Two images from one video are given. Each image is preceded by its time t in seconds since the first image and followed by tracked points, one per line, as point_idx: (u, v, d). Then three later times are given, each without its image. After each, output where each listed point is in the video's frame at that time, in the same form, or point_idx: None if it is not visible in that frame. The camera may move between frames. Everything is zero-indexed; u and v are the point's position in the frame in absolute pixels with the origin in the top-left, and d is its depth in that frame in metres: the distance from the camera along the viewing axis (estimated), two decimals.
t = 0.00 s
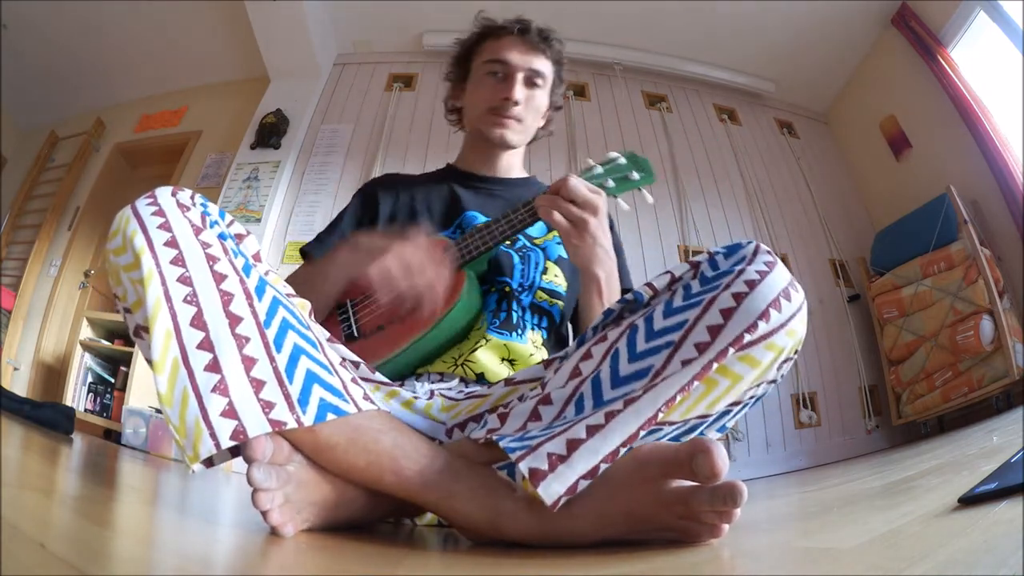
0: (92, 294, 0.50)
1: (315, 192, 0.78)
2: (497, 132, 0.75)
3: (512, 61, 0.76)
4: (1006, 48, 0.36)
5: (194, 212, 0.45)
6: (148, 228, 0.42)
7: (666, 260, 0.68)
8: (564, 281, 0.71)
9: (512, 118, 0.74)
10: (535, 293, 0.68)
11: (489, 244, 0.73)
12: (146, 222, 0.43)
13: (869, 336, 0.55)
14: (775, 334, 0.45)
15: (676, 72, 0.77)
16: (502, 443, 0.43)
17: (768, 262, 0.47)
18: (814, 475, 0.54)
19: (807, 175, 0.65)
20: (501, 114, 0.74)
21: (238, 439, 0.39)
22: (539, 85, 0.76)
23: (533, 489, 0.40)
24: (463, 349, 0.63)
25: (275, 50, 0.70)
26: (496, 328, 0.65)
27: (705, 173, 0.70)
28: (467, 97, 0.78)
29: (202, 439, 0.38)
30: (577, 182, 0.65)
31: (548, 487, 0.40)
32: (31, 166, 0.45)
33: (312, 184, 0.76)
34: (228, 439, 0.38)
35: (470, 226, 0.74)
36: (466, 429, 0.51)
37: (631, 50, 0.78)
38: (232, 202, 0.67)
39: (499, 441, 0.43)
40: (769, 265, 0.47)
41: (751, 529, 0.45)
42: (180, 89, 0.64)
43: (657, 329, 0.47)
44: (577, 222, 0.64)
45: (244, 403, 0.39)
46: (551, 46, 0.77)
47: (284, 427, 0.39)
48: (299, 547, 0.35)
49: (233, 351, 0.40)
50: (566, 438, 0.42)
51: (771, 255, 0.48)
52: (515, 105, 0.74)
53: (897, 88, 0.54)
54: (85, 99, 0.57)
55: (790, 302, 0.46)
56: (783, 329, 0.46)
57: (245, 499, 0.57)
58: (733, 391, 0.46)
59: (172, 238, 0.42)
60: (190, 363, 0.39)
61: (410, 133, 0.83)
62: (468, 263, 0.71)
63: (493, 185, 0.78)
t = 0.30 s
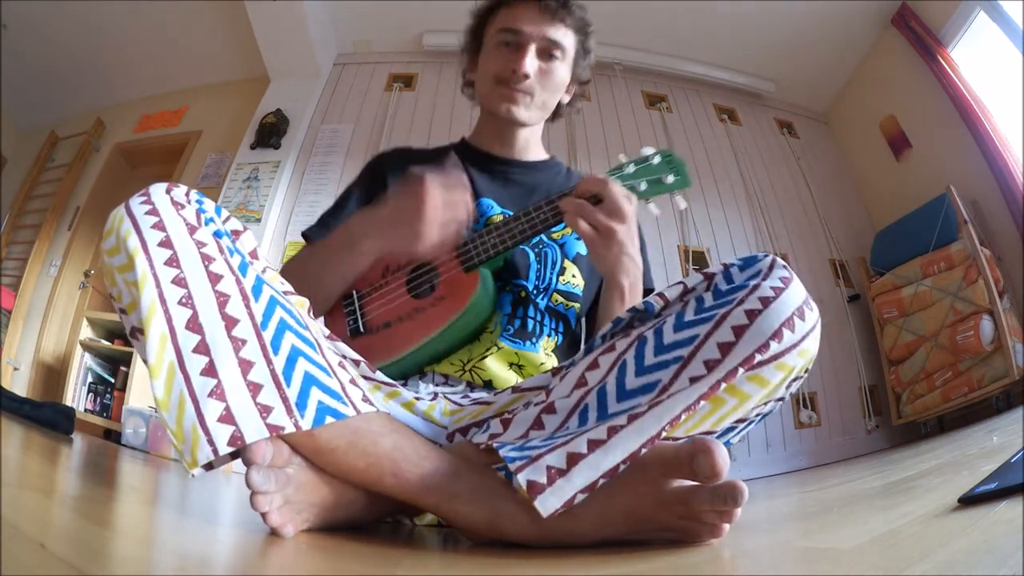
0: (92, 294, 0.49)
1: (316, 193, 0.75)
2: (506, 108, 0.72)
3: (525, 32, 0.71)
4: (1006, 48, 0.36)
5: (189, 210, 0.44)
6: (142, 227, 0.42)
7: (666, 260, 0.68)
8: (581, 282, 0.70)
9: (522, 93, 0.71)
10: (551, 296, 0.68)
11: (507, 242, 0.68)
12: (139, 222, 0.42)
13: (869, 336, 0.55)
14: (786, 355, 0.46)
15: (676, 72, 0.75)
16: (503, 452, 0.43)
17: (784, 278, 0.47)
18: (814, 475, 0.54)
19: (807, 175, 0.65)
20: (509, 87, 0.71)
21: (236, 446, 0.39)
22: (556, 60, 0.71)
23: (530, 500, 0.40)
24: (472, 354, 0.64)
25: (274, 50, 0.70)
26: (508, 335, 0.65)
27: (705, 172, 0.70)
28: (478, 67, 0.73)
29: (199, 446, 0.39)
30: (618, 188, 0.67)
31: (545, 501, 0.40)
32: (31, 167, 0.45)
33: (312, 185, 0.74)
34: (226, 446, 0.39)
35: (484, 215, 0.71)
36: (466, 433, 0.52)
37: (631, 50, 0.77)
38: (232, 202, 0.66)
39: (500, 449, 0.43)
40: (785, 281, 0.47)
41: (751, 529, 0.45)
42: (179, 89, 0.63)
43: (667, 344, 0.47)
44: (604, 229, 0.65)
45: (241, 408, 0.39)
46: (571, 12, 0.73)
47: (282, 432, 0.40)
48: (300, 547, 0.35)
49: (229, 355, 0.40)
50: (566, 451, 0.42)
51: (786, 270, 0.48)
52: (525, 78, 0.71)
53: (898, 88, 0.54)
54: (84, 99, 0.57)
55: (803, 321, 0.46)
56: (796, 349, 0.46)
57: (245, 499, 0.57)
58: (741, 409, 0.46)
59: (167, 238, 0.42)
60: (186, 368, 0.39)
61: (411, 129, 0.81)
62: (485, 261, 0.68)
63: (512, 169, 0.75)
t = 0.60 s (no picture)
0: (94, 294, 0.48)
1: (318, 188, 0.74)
2: (508, 91, 0.73)
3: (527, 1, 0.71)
4: (1006, 48, 0.37)
5: (174, 213, 0.44)
6: (127, 233, 0.42)
7: (666, 258, 0.71)
8: (585, 279, 0.75)
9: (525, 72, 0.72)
10: (552, 297, 0.71)
11: (502, 238, 0.68)
12: (124, 227, 0.42)
13: (869, 336, 0.55)
14: (798, 373, 0.47)
15: (676, 72, 0.73)
16: (502, 459, 0.43)
17: (801, 292, 0.48)
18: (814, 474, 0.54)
19: (807, 176, 0.64)
20: (512, 65, 0.72)
21: (232, 457, 0.39)
22: (563, 33, 0.72)
23: (527, 512, 0.40)
24: (470, 360, 0.66)
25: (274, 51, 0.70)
26: (510, 342, 0.68)
27: (706, 171, 0.70)
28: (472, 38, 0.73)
29: (196, 457, 0.38)
30: (620, 177, 0.68)
31: (543, 512, 0.40)
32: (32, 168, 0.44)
33: (313, 184, 0.72)
34: (222, 457, 0.39)
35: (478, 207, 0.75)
36: (467, 435, 0.52)
37: (629, 49, 0.76)
38: (232, 203, 0.64)
39: (499, 456, 0.43)
40: (801, 295, 0.48)
41: (750, 530, 0.45)
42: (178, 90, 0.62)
43: (676, 355, 0.48)
44: (607, 228, 0.68)
45: (236, 420, 0.39)
46: None
47: (279, 441, 0.40)
48: (300, 548, 0.35)
49: (222, 362, 0.39)
50: (566, 463, 0.42)
51: (803, 283, 0.50)
52: (529, 57, 0.71)
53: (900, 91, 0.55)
54: (83, 98, 0.57)
55: (819, 338, 0.47)
56: (809, 366, 0.47)
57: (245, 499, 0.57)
58: (746, 426, 0.48)
59: (152, 243, 0.42)
60: (179, 379, 0.39)
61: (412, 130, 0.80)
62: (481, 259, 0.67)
63: (510, 151, 0.81)
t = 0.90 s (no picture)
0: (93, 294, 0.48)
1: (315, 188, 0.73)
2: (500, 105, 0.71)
3: (518, 16, 0.64)
4: (1006, 48, 0.37)
5: (178, 213, 0.45)
6: (131, 233, 0.42)
7: (667, 260, 0.72)
8: (575, 279, 0.75)
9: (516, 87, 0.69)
10: (540, 297, 0.71)
11: (491, 245, 0.72)
12: (129, 228, 0.43)
13: (869, 336, 0.55)
14: (797, 372, 0.47)
15: (676, 72, 0.72)
16: (501, 459, 0.43)
17: (800, 289, 0.48)
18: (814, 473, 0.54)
19: (807, 176, 0.64)
20: (501, 83, 0.69)
21: (232, 454, 0.39)
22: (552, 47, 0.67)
23: (526, 513, 0.40)
24: (461, 361, 0.68)
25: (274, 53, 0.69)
26: (500, 341, 0.69)
27: (706, 171, 0.70)
28: (459, 51, 0.68)
29: (197, 454, 0.39)
30: (602, 185, 0.70)
31: (541, 512, 0.40)
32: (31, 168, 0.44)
33: (312, 184, 0.71)
34: (223, 454, 0.39)
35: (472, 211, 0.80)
36: (466, 434, 0.53)
37: (630, 48, 0.72)
38: (231, 203, 0.62)
39: (498, 456, 0.43)
40: (800, 294, 0.48)
41: (750, 530, 0.45)
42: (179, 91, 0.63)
43: (675, 354, 0.48)
44: (592, 235, 0.69)
45: (238, 417, 0.39)
46: None
47: (280, 438, 0.40)
48: (300, 548, 0.35)
49: (224, 360, 0.39)
50: (565, 463, 0.42)
51: (803, 281, 0.49)
52: (520, 76, 0.68)
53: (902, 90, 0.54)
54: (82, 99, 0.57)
55: (818, 336, 0.48)
56: (808, 365, 0.47)
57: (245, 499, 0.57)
58: (745, 425, 0.48)
59: (156, 242, 0.42)
60: (181, 376, 0.39)
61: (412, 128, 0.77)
62: (471, 264, 0.72)
63: (502, 159, 0.84)
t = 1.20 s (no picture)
0: (92, 295, 0.49)
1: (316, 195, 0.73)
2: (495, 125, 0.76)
3: (503, 49, 0.74)
4: (1006, 47, 0.36)
5: (193, 213, 0.45)
6: (147, 228, 0.42)
7: (666, 260, 0.68)
8: (559, 279, 0.73)
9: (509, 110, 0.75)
10: (525, 294, 0.70)
11: (484, 243, 0.72)
12: (145, 222, 0.43)
13: (869, 336, 0.55)
14: (783, 349, 0.46)
15: (675, 72, 0.73)
16: (502, 449, 0.43)
17: (779, 273, 0.48)
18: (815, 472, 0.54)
19: (807, 176, 0.64)
20: (495, 105, 0.75)
21: (238, 439, 0.39)
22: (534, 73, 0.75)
23: (529, 497, 0.40)
24: (460, 352, 0.66)
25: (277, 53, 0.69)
26: (494, 329, 0.68)
27: (705, 172, 0.69)
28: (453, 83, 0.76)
29: (201, 439, 0.38)
30: (579, 183, 0.67)
31: (545, 496, 0.40)
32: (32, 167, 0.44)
33: (312, 186, 0.72)
34: (228, 439, 0.38)
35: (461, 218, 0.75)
36: (466, 429, 0.52)
37: (631, 49, 0.74)
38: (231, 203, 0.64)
39: (499, 447, 0.43)
40: (781, 276, 0.48)
41: (750, 530, 0.45)
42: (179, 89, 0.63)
43: (664, 339, 0.47)
44: (573, 227, 0.67)
45: (245, 405, 0.39)
46: (545, 26, 0.73)
47: (284, 427, 0.40)
48: (300, 548, 0.35)
49: (233, 351, 0.40)
50: (565, 447, 0.42)
51: (782, 265, 0.49)
52: (512, 98, 0.74)
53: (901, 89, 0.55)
54: (82, 99, 0.57)
55: (800, 314, 0.47)
56: (793, 343, 0.47)
57: (244, 499, 0.57)
58: (737, 404, 0.47)
59: (172, 238, 0.42)
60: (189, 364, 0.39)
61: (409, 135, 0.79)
62: (465, 262, 0.72)
63: (489, 175, 0.79)
